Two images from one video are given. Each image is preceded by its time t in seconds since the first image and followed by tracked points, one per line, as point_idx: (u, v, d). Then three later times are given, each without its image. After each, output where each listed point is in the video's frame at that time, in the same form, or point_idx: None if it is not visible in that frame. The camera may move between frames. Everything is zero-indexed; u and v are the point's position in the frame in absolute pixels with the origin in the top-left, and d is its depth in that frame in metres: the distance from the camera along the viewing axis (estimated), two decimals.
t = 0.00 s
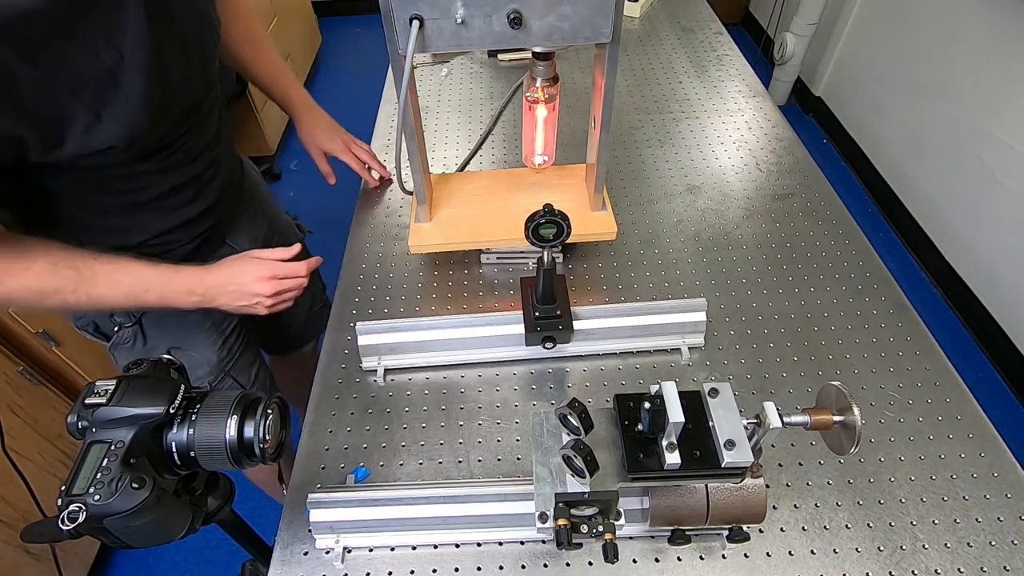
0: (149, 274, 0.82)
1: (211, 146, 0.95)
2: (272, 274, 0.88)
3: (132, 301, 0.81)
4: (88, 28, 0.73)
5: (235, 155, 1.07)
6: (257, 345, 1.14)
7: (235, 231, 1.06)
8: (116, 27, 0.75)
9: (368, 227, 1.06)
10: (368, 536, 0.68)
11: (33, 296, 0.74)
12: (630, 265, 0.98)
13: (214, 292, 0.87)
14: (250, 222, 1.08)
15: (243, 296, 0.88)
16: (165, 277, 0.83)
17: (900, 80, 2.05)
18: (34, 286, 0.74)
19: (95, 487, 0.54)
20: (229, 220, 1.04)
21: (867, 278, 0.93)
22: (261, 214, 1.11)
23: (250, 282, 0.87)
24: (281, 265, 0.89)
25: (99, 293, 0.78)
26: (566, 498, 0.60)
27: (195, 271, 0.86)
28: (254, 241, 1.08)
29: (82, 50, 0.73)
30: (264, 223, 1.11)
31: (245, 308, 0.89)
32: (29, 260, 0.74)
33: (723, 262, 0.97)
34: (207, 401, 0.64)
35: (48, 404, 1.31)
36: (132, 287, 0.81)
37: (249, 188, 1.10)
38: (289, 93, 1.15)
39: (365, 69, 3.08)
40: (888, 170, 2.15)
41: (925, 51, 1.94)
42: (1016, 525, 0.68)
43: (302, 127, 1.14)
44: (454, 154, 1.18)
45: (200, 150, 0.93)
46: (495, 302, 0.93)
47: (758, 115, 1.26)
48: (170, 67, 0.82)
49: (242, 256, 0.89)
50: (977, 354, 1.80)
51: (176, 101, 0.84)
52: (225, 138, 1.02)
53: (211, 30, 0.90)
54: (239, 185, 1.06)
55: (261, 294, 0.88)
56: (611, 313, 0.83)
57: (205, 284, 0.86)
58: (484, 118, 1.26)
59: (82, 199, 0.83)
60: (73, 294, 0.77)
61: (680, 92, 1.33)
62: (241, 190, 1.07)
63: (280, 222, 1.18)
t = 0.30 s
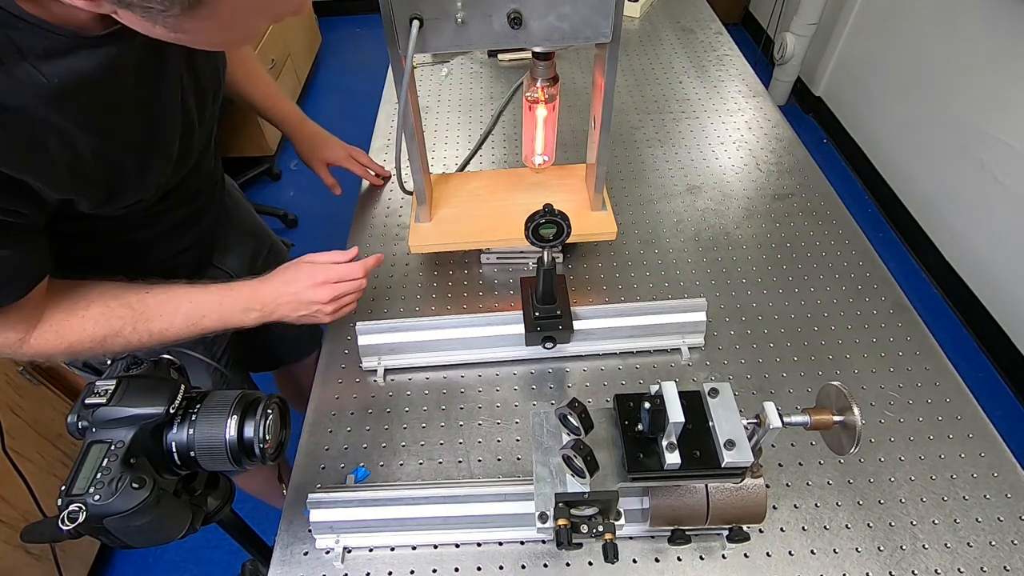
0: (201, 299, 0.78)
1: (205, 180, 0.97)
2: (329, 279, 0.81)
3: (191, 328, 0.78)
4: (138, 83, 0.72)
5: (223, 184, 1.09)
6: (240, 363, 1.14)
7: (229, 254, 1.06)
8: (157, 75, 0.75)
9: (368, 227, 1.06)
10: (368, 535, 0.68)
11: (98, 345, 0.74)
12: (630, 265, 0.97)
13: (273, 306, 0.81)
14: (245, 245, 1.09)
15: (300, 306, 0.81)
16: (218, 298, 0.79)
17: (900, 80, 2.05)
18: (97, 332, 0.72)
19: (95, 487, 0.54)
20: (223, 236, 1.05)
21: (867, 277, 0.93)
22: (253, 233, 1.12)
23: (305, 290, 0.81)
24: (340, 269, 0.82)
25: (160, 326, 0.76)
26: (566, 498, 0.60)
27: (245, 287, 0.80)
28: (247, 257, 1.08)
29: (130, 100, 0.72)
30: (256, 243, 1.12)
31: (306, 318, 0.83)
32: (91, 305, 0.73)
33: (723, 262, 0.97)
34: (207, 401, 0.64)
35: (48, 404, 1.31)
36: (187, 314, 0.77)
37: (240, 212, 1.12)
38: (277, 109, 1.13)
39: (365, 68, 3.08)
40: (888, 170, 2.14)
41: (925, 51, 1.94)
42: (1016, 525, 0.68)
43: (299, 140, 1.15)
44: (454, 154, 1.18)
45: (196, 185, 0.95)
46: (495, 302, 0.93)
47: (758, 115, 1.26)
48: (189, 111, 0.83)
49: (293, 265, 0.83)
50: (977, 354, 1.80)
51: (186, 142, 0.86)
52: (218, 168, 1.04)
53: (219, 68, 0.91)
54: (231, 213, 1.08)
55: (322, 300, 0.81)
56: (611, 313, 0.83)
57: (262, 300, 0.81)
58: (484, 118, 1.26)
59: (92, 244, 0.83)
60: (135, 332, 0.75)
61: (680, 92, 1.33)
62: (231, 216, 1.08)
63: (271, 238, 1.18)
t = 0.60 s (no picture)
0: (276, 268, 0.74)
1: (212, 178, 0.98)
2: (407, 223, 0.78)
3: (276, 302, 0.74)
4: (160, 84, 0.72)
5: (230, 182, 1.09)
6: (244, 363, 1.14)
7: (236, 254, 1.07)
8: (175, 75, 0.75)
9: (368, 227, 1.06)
10: (368, 536, 0.68)
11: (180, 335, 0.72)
12: (630, 265, 0.98)
13: (356, 265, 0.76)
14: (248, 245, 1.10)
15: (382, 260, 0.77)
16: (314, 262, 0.75)
17: (900, 79, 2.05)
18: (178, 316, 0.70)
19: (95, 487, 0.54)
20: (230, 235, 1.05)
21: (867, 277, 0.93)
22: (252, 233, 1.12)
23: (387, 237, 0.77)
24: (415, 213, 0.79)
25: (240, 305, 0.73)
26: (566, 498, 0.60)
27: (322, 249, 0.76)
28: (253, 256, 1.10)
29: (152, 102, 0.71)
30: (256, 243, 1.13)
31: (390, 274, 0.78)
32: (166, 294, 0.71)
33: (723, 262, 0.97)
34: (207, 401, 0.64)
35: (49, 405, 1.31)
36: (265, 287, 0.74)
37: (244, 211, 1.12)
38: (278, 110, 1.13)
39: (364, 68, 3.08)
40: (888, 170, 2.15)
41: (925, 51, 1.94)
42: (1016, 525, 0.68)
43: (298, 141, 1.15)
44: (454, 155, 1.18)
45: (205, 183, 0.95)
46: (495, 302, 0.93)
47: (758, 115, 1.26)
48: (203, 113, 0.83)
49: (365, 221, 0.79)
50: (977, 354, 1.80)
51: (201, 142, 0.86)
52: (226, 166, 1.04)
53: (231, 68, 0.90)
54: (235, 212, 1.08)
55: (404, 245, 0.77)
56: (611, 313, 0.83)
57: (347, 259, 0.76)
58: (484, 118, 1.26)
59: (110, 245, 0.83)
60: (214, 315, 0.72)
61: (680, 92, 1.33)
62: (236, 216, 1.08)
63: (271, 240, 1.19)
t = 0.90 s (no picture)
0: (362, 220, 0.76)
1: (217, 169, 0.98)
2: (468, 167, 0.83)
3: (372, 255, 0.76)
4: (159, 69, 0.71)
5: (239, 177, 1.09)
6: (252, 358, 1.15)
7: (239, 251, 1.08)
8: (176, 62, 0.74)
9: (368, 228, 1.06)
10: (368, 536, 0.68)
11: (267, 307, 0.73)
12: (630, 265, 0.98)
13: (438, 211, 0.80)
14: (255, 240, 1.10)
15: (456, 204, 0.81)
16: (374, 221, 0.77)
17: (900, 79, 2.05)
18: (275, 280, 0.72)
19: (95, 487, 0.54)
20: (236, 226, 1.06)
21: (867, 277, 0.93)
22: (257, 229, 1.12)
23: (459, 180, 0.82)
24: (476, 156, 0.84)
25: (332, 262, 0.74)
26: (566, 498, 0.60)
27: (377, 211, 0.78)
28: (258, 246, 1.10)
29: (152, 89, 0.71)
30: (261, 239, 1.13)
31: (461, 217, 0.83)
32: (259, 263, 0.72)
33: (723, 262, 0.97)
34: (207, 401, 0.64)
35: (49, 404, 1.31)
36: (353, 241, 0.75)
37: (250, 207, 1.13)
38: (278, 109, 1.13)
39: (364, 68, 3.08)
40: (888, 170, 2.14)
41: (925, 50, 1.94)
42: (1017, 525, 0.68)
43: (299, 140, 1.15)
44: (454, 154, 1.18)
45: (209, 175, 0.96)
46: (495, 302, 0.93)
47: (758, 115, 1.26)
48: (210, 101, 0.83)
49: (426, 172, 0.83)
50: (977, 354, 1.80)
51: (212, 131, 0.86)
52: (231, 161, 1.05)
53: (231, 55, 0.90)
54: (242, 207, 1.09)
55: (472, 185, 0.83)
56: (611, 313, 0.83)
57: (430, 205, 0.80)
58: (484, 118, 1.26)
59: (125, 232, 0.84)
60: (308, 276, 0.73)
61: (680, 92, 1.33)
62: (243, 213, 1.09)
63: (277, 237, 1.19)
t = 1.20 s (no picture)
0: (361, 210, 0.76)
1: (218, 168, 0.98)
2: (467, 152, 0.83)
3: (372, 244, 0.76)
4: (159, 66, 0.71)
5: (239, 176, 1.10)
6: (253, 358, 1.15)
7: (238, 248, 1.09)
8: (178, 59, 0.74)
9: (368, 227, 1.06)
10: (368, 536, 0.68)
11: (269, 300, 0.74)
12: (630, 265, 0.98)
13: (438, 198, 0.80)
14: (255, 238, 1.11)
15: (455, 191, 0.82)
16: (374, 211, 0.76)
17: (900, 79, 2.05)
18: (275, 272, 0.72)
19: (95, 487, 0.54)
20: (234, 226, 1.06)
21: (867, 277, 0.93)
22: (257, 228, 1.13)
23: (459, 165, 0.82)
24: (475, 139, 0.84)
25: (332, 252, 0.74)
26: (566, 498, 0.60)
27: (377, 200, 0.77)
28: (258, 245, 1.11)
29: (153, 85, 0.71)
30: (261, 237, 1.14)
31: (461, 202, 0.83)
32: (259, 256, 0.72)
33: (723, 262, 0.97)
34: (207, 401, 0.64)
35: (49, 404, 1.31)
36: (354, 230, 0.75)
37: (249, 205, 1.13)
38: (278, 110, 1.13)
39: (364, 68, 3.08)
40: (888, 170, 2.14)
41: (925, 50, 1.94)
42: (1016, 525, 0.68)
43: (299, 141, 1.15)
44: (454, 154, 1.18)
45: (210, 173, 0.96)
46: (495, 302, 0.93)
47: (758, 115, 1.26)
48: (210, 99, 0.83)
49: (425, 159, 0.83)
50: (977, 354, 1.80)
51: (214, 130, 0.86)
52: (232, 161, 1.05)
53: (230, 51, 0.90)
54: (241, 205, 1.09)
55: (472, 170, 0.83)
56: (611, 313, 0.83)
57: (430, 192, 0.80)
58: (484, 117, 1.26)
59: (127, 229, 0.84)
60: (309, 268, 0.73)
61: (680, 92, 1.33)
62: (242, 211, 1.09)
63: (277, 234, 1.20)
